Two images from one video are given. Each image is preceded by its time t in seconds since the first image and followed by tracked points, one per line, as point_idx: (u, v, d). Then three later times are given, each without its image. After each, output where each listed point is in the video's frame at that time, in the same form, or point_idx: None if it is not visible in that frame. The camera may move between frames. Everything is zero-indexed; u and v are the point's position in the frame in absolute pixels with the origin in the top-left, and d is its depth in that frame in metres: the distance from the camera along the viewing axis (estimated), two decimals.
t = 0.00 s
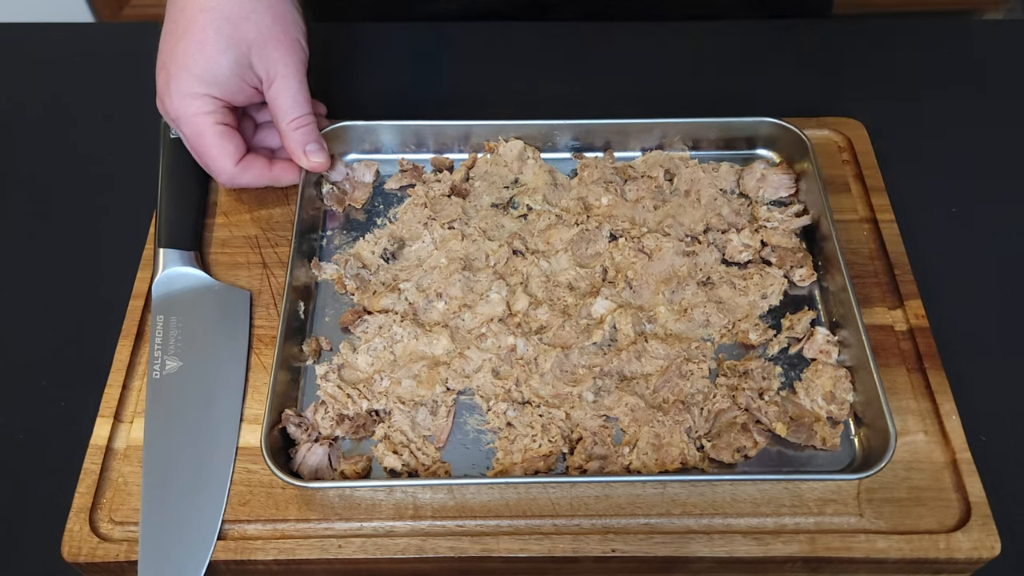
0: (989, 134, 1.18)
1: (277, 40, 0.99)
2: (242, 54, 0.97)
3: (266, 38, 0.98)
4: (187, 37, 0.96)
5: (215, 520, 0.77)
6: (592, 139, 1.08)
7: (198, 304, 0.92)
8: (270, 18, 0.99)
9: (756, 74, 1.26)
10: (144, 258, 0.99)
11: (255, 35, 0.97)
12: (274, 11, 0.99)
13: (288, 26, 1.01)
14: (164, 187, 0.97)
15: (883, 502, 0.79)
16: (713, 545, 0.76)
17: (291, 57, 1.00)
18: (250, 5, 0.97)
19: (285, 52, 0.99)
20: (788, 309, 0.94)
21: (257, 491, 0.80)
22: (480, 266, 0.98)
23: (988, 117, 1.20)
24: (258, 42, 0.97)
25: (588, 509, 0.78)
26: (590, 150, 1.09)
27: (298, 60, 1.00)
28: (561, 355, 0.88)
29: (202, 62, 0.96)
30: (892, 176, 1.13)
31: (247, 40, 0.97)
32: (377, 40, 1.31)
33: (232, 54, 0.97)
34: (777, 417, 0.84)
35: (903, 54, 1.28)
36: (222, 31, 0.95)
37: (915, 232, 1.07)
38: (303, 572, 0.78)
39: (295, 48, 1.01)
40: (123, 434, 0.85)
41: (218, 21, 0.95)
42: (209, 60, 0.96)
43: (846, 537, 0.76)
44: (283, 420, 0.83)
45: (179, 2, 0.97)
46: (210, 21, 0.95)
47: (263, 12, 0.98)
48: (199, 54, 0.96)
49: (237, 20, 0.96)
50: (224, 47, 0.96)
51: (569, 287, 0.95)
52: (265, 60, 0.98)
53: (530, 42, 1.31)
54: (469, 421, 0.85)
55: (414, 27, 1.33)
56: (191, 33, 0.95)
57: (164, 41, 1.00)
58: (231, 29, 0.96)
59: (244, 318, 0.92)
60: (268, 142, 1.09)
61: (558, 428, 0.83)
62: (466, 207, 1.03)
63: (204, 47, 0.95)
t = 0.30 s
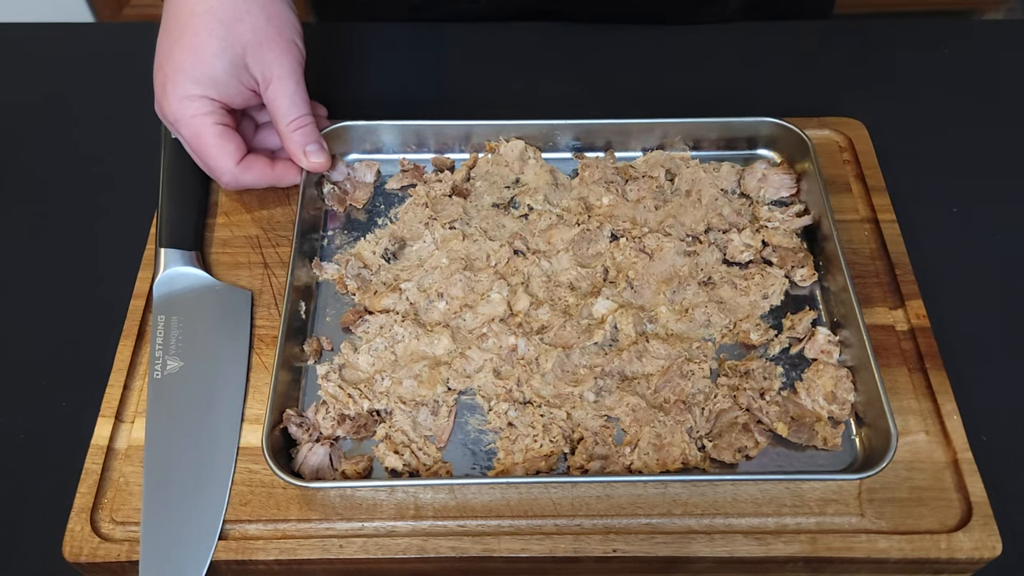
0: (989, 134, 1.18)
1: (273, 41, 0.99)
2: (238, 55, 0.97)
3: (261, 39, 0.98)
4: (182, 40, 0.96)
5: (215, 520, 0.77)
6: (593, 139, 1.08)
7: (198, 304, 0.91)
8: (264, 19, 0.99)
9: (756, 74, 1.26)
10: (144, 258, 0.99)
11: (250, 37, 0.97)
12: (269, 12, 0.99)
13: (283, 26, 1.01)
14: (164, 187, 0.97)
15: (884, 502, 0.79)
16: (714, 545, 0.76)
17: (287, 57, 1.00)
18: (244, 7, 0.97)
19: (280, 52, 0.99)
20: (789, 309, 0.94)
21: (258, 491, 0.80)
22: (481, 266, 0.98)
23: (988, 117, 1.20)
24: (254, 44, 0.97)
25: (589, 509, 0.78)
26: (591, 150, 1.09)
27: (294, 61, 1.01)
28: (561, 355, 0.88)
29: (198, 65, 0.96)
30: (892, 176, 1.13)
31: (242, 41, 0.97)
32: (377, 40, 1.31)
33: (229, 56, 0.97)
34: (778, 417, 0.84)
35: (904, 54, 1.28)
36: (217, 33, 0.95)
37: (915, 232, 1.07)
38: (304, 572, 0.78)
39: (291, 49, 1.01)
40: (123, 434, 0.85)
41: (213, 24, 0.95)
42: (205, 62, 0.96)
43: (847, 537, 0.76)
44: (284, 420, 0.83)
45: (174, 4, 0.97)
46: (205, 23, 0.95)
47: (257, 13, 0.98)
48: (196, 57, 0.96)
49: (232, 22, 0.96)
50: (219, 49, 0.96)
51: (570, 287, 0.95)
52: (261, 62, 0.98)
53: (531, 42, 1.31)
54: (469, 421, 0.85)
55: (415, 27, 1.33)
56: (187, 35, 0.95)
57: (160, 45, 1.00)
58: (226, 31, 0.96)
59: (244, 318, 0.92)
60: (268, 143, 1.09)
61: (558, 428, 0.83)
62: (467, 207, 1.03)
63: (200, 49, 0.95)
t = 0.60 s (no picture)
0: (989, 134, 1.18)
1: (268, 43, 0.99)
2: (234, 59, 0.97)
3: (257, 42, 0.98)
4: (178, 43, 0.96)
5: (215, 520, 0.77)
6: (593, 139, 1.08)
7: (198, 304, 0.92)
8: (260, 21, 0.98)
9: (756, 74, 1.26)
10: (144, 258, 0.99)
11: (245, 40, 0.97)
12: (264, 14, 0.99)
13: (278, 28, 1.00)
14: (164, 187, 0.97)
15: (884, 502, 0.79)
16: (714, 545, 0.76)
17: (283, 59, 1.00)
18: (239, 9, 0.96)
19: (277, 55, 0.99)
20: (789, 309, 0.94)
21: (258, 491, 0.80)
22: (480, 266, 0.98)
23: (988, 117, 1.20)
24: (250, 47, 0.97)
25: (589, 509, 0.78)
26: (590, 150, 1.09)
27: (290, 63, 1.00)
28: (561, 355, 0.88)
29: (195, 69, 0.96)
30: (892, 176, 1.13)
31: (237, 44, 0.97)
32: (377, 41, 1.31)
33: (225, 60, 0.97)
34: (778, 417, 0.84)
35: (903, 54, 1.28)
36: (212, 38, 0.95)
37: (915, 232, 1.07)
38: (304, 571, 0.78)
39: (286, 51, 1.01)
40: (123, 434, 0.85)
41: (208, 27, 0.95)
42: (201, 66, 0.96)
43: (847, 537, 0.76)
44: (283, 420, 0.83)
45: (168, 6, 0.96)
46: (200, 27, 0.95)
47: (252, 15, 0.97)
48: (192, 61, 0.96)
49: (227, 25, 0.95)
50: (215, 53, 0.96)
51: (570, 287, 0.95)
52: (257, 65, 0.99)
53: (530, 42, 1.31)
54: (469, 421, 0.85)
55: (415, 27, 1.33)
56: (182, 39, 0.95)
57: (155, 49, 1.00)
58: (221, 35, 0.95)
59: (244, 318, 0.92)
60: (267, 144, 1.09)
61: (558, 428, 0.83)
62: (467, 207, 1.03)
63: (196, 53, 0.95)
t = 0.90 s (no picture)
0: (990, 134, 1.18)
1: (270, 44, 0.99)
2: (235, 60, 0.97)
3: (258, 43, 0.98)
4: (179, 44, 0.96)
5: (216, 520, 0.77)
6: (593, 139, 1.08)
7: (198, 304, 0.92)
8: (260, 22, 0.98)
9: (756, 74, 1.26)
10: (144, 258, 0.99)
11: (247, 41, 0.97)
12: (265, 14, 0.99)
13: (280, 29, 1.01)
14: (164, 186, 0.97)
15: (884, 502, 0.79)
16: (714, 545, 0.76)
17: (284, 60, 1.00)
18: (240, 10, 0.96)
19: (278, 55, 0.99)
20: (789, 309, 0.94)
21: (258, 491, 0.80)
22: (480, 266, 0.98)
23: (988, 117, 1.20)
24: (251, 48, 0.97)
25: (589, 509, 0.78)
26: (591, 150, 1.09)
27: (292, 64, 1.00)
28: (561, 356, 0.88)
29: (196, 69, 0.96)
30: (892, 176, 1.13)
31: (239, 45, 0.97)
32: (377, 41, 1.31)
33: (226, 60, 0.97)
34: (778, 417, 0.84)
35: (904, 54, 1.28)
36: (214, 38, 0.95)
37: (915, 232, 1.07)
38: (304, 571, 0.78)
39: (287, 51, 1.01)
40: (123, 434, 0.85)
41: (209, 28, 0.95)
42: (202, 67, 0.96)
43: (847, 537, 0.76)
44: (284, 420, 0.83)
45: (169, 8, 0.97)
46: (201, 28, 0.95)
47: (253, 16, 0.97)
48: (193, 61, 0.96)
49: (228, 26, 0.96)
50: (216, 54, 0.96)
51: (570, 287, 0.95)
52: (258, 65, 0.99)
53: (530, 43, 1.31)
54: (469, 421, 0.85)
55: (415, 28, 1.33)
56: (183, 40, 0.95)
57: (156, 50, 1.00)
58: (222, 36, 0.96)
59: (244, 318, 0.92)
60: (267, 145, 1.09)
61: (558, 428, 0.83)
62: (467, 207, 1.03)
63: (197, 54, 0.95)
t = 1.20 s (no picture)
0: (990, 134, 1.18)
1: (268, 44, 0.99)
2: (234, 60, 0.97)
3: (256, 43, 0.98)
4: (177, 45, 0.96)
5: (216, 520, 0.77)
6: (593, 139, 1.08)
7: (199, 304, 0.92)
8: (258, 22, 0.98)
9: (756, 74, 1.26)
10: (144, 258, 0.99)
11: (245, 41, 0.97)
12: (262, 15, 0.99)
13: (278, 29, 1.01)
14: (164, 187, 0.97)
15: (884, 502, 0.79)
16: (714, 545, 0.76)
17: (283, 60, 1.00)
18: (238, 11, 0.96)
19: (276, 55, 0.99)
20: (789, 309, 0.94)
21: (258, 491, 0.80)
22: (481, 266, 0.98)
23: (988, 117, 1.20)
24: (249, 48, 0.97)
25: (589, 509, 0.78)
26: (591, 150, 1.09)
27: (290, 64, 1.00)
28: (561, 356, 0.88)
29: (194, 71, 0.96)
30: (893, 176, 1.13)
31: (237, 46, 0.97)
32: (377, 41, 1.31)
33: (224, 62, 0.97)
34: (778, 417, 0.84)
35: (904, 54, 1.28)
36: (212, 39, 0.95)
37: (915, 232, 1.07)
38: (304, 571, 0.78)
39: (286, 51, 1.01)
40: (124, 434, 0.85)
41: (207, 30, 0.95)
42: (201, 69, 0.96)
43: (847, 537, 0.76)
44: (284, 420, 0.83)
45: (167, 10, 0.97)
46: (199, 30, 0.95)
47: (251, 16, 0.97)
48: (191, 63, 0.96)
49: (226, 27, 0.96)
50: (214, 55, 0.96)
51: (570, 287, 0.95)
52: (257, 66, 0.99)
53: (530, 43, 1.31)
54: (469, 421, 0.85)
55: (415, 28, 1.33)
56: (181, 42, 0.95)
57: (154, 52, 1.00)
58: (220, 37, 0.96)
59: (244, 318, 0.92)
60: (267, 146, 1.09)
61: (558, 428, 0.83)
62: (467, 207, 1.03)
63: (196, 55, 0.95)
